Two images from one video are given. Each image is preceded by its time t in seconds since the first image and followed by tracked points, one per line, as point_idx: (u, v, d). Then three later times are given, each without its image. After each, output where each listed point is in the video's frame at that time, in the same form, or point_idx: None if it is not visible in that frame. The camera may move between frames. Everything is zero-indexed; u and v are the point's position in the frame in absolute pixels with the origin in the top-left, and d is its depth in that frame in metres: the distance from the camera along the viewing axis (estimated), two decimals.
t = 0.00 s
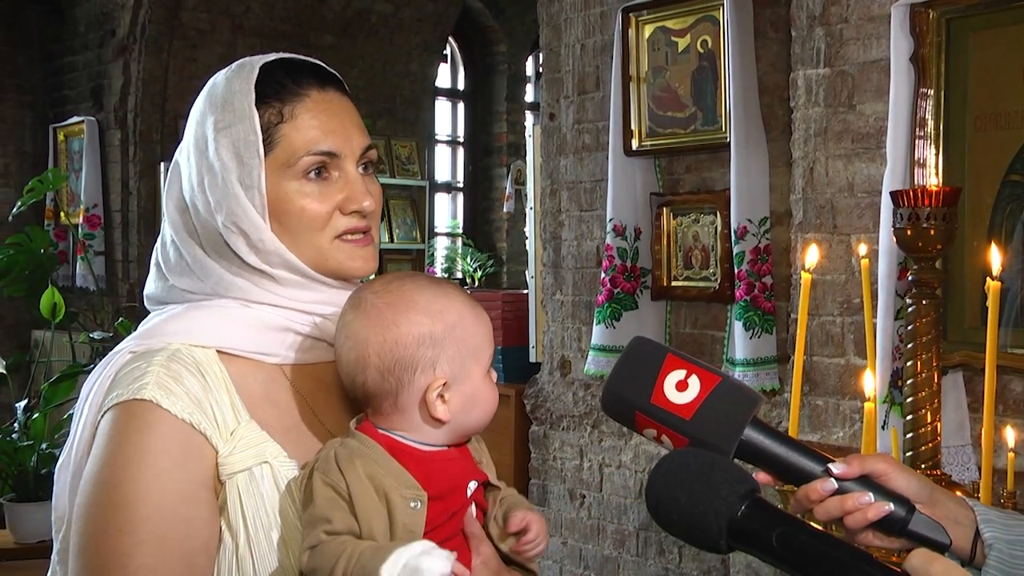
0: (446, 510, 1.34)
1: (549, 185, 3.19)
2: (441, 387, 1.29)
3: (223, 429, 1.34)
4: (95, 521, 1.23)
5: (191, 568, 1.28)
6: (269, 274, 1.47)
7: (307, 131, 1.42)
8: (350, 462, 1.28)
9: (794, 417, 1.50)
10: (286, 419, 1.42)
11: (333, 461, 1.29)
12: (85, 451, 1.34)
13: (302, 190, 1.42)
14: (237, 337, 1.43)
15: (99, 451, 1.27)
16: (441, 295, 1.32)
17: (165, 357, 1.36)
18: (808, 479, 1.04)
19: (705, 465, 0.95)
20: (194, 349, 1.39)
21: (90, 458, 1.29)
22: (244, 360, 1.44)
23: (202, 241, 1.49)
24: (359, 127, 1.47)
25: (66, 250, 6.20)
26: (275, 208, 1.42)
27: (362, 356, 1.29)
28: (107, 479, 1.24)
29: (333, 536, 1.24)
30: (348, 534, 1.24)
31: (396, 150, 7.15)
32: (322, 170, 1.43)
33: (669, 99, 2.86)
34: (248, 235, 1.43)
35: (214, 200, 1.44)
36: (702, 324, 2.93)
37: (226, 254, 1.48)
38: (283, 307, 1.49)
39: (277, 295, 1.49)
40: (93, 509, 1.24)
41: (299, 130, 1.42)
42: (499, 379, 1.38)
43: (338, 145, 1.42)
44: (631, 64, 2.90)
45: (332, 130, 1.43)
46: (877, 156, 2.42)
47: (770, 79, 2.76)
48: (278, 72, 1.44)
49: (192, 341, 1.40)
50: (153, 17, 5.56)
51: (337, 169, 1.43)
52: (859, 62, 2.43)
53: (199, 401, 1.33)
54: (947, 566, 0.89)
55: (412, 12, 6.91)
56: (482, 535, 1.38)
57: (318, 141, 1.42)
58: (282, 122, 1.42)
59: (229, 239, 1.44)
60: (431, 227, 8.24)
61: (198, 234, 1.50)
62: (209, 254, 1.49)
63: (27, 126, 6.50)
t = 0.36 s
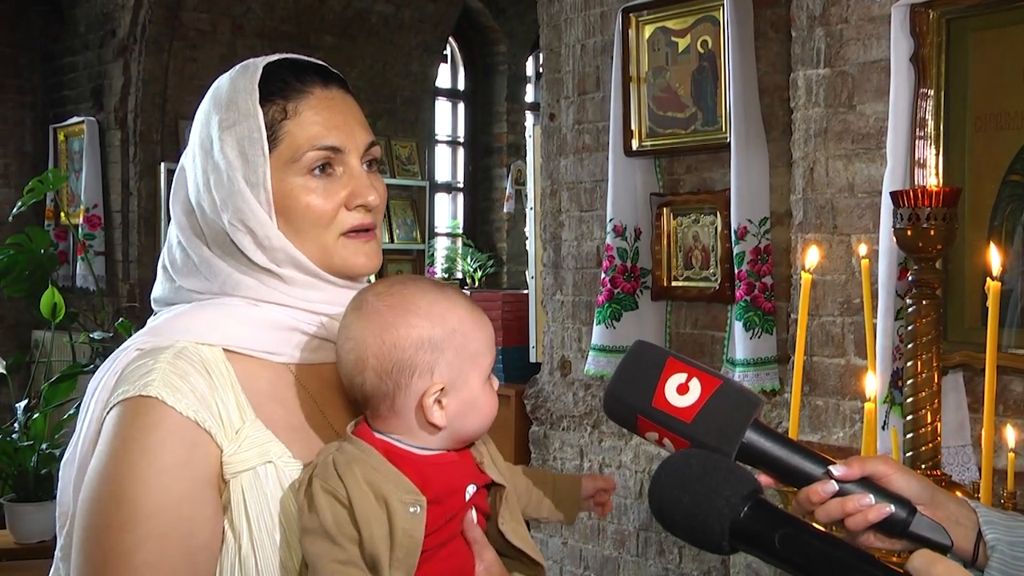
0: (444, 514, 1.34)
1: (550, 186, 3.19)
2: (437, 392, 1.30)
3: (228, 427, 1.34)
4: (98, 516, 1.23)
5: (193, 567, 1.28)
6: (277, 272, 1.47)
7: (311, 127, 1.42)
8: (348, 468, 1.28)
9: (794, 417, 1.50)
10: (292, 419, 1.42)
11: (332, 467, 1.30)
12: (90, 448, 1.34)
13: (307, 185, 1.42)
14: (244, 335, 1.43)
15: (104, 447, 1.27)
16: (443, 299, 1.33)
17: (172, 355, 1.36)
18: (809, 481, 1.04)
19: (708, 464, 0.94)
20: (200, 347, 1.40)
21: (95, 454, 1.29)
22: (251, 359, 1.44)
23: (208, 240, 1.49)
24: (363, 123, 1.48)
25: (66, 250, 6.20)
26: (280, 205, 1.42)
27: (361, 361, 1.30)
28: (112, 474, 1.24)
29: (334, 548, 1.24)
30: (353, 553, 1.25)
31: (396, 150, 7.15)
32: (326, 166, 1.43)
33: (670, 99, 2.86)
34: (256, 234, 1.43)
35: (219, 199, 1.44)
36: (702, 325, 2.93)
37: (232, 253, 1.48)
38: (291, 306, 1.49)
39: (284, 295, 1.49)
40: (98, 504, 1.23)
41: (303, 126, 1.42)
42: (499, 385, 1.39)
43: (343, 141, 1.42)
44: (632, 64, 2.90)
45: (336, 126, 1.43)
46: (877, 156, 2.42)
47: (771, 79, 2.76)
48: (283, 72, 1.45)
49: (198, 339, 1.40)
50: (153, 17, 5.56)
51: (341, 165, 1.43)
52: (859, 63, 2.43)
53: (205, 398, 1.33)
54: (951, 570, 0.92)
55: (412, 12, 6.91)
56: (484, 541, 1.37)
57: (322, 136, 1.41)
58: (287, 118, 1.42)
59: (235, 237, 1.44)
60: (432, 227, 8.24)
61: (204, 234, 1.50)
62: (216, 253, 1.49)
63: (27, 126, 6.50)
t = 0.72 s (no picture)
0: (460, 506, 1.34)
1: (549, 186, 3.19)
2: (462, 383, 1.30)
3: (235, 418, 1.34)
4: (104, 506, 1.23)
5: (199, 558, 1.28)
6: (278, 272, 1.47)
7: (307, 127, 1.42)
8: (368, 450, 1.29)
9: (794, 417, 1.49)
10: (298, 411, 1.42)
11: (351, 450, 1.30)
12: (95, 439, 1.34)
13: (305, 184, 1.42)
14: (248, 330, 1.43)
15: (110, 437, 1.27)
16: (475, 293, 1.34)
17: (178, 345, 1.36)
18: (807, 480, 1.04)
19: (708, 463, 0.94)
20: (205, 339, 1.39)
21: (100, 444, 1.29)
22: (257, 352, 1.44)
23: (209, 240, 1.50)
24: (357, 121, 1.48)
25: (66, 250, 6.20)
26: (278, 205, 1.42)
27: (389, 346, 1.31)
28: (118, 464, 1.24)
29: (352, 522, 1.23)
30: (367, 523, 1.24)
31: (396, 150, 7.15)
32: (323, 165, 1.43)
33: (670, 99, 2.86)
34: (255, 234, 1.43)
35: (218, 201, 1.44)
36: (702, 325, 2.93)
37: (233, 253, 1.49)
38: (295, 304, 1.49)
39: (284, 291, 1.49)
40: (103, 494, 1.23)
41: (299, 127, 1.42)
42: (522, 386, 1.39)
43: (338, 139, 1.43)
44: (632, 64, 2.90)
45: (330, 125, 1.43)
46: (877, 156, 2.42)
47: (771, 80, 2.76)
48: (276, 73, 1.44)
49: (202, 331, 1.40)
50: (153, 17, 5.56)
51: (338, 163, 1.43)
52: (859, 63, 2.43)
53: (212, 389, 1.33)
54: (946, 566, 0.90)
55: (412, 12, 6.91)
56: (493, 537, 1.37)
57: (318, 136, 1.42)
58: (282, 119, 1.42)
59: (235, 238, 1.44)
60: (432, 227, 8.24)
61: (205, 234, 1.50)
62: (217, 252, 1.50)
63: (27, 126, 6.50)
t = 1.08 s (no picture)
0: (465, 508, 1.33)
1: (547, 186, 3.19)
2: (472, 385, 1.31)
3: (234, 419, 1.34)
4: (101, 508, 1.23)
5: (197, 559, 1.28)
6: (275, 272, 1.47)
7: (300, 129, 1.42)
8: (374, 446, 1.29)
9: (792, 416, 1.49)
10: (297, 412, 1.42)
11: (358, 446, 1.31)
12: (93, 439, 1.33)
13: (299, 187, 1.42)
14: (247, 329, 1.43)
15: (109, 438, 1.26)
16: (487, 297, 1.35)
17: (177, 347, 1.36)
18: (806, 480, 1.04)
19: (702, 459, 0.94)
20: (203, 339, 1.39)
21: (98, 445, 1.28)
22: (255, 353, 1.44)
23: (205, 242, 1.50)
24: (349, 121, 1.47)
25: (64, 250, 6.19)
26: (273, 208, 1.42)
27: (400, 347, 1.32)
28: (116, 466, 1.23)
29: (353, 514, 1.25)
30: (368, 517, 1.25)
31: (395, 150, 7.16)
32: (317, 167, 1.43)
33: (668, 100, 2.86)
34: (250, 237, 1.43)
35: (213, 205, 1.44)
36: (700, 325, 2.93)
37: (230, 255, 1.48)
38: (293, 302, 1.48)
39: (280, 291, 1.48)
40: (101, 496, 1.23)
41: (292, 129, 1.42)
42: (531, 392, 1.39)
43: (332, 140, 1.43)
44: (630, 65, 2.89)
45: (324, 127, 1.43)
46: (875, 157, 2.42)
47: (769, 80, 2.76)
48: (267, 76, 1.44)
49: (201, 332, 1.40)
50: (152, 16, 5.55)
51: (332, 164, 1.43)
52: (857, 63, 2.43)
53: (211, 390, 1.33)
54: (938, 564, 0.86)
55: (411, 12, 6.92)
56: (493, 540, 1.38)
57: (311, 137, 1.42)
58: (274, 122, 1.41)
59: (230, 242, 1.44)
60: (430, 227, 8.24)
61: (200, 236, 1.50)
62: (213, 253, 1.50)
63: (24, 126, 6.50)
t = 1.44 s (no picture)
0: (463, 512, 1.34)
1: (547, 186, 3.19)
2: (471, 390, 1.31)
3: (230, 422, 1.34)
4: (98, 511, 1.22)
5: (194, 562, 1.28)
6: (274, 276, 1.48)
7: (305, 135, 1.41)
8: (371, 454, 1.29)
9: (791, 415, 1.48)
10: (293, 415, 1.42)
11: (353, 453, 1.30)
12: (92, 441, 1.33)
13: (300, 195, 1.42)
14: (246, 331, 1.43)
15: (106, 440, 1.26)
16: (486, 300, 1.34)
17: (174, 349, 1.36)
18: (813, 481, 1.04)
19: (698, 453, 0.93)
20: (201, 342, 1.39)
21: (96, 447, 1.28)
22: (252, 354, 1.44)
23: (208, 240, 1.50)
24: (357, 129, 1.47)
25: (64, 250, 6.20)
26: (274, 212, 1.42)
27: (399, 348, 1.31)
28: (113, 468, 1.23)
29: (351, 525, 1.22)
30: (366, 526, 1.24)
31: (395, 150, 7.17)
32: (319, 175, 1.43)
33: (667, 100, 2.86)
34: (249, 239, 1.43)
35: (214, 204, 1.44)
36: (700, 325, 2.93)
37: (231, 254, 1.48)
38: (293, 306, 1.49)
39: (278, 295, 1.49)
40: (98, 498, 1.23)
41: (297, 134, 1.41)
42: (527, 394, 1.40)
43: (337, 149, 1.42)
44: (630, 65, 2.89)
45: (331, 134, 1.42)
46: (874, 157, 2.43)
47: (768, 80, 2.76)
48: (276, 77, 1.44)
49: (199, 334, 1.40)
50: (152, 16, 5.55)
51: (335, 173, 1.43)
52: (857, 63, 2.43)
53: (207, 393, 1.33)
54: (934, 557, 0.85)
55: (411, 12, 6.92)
56: (491, 541, 1.39)
57: (316, 145, 1.41)
58: (280, 126, 1.41)
59: (230, 241, 1.45)
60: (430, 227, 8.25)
61: (204, 233, 1.50)
62: (216, 252, 1.50)
63: (24, 126, 6.49)
